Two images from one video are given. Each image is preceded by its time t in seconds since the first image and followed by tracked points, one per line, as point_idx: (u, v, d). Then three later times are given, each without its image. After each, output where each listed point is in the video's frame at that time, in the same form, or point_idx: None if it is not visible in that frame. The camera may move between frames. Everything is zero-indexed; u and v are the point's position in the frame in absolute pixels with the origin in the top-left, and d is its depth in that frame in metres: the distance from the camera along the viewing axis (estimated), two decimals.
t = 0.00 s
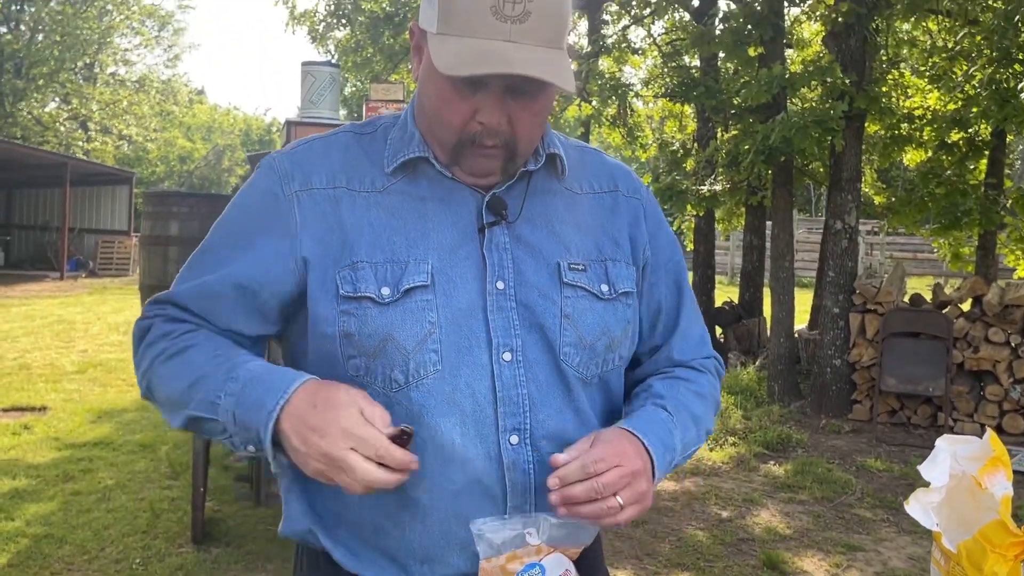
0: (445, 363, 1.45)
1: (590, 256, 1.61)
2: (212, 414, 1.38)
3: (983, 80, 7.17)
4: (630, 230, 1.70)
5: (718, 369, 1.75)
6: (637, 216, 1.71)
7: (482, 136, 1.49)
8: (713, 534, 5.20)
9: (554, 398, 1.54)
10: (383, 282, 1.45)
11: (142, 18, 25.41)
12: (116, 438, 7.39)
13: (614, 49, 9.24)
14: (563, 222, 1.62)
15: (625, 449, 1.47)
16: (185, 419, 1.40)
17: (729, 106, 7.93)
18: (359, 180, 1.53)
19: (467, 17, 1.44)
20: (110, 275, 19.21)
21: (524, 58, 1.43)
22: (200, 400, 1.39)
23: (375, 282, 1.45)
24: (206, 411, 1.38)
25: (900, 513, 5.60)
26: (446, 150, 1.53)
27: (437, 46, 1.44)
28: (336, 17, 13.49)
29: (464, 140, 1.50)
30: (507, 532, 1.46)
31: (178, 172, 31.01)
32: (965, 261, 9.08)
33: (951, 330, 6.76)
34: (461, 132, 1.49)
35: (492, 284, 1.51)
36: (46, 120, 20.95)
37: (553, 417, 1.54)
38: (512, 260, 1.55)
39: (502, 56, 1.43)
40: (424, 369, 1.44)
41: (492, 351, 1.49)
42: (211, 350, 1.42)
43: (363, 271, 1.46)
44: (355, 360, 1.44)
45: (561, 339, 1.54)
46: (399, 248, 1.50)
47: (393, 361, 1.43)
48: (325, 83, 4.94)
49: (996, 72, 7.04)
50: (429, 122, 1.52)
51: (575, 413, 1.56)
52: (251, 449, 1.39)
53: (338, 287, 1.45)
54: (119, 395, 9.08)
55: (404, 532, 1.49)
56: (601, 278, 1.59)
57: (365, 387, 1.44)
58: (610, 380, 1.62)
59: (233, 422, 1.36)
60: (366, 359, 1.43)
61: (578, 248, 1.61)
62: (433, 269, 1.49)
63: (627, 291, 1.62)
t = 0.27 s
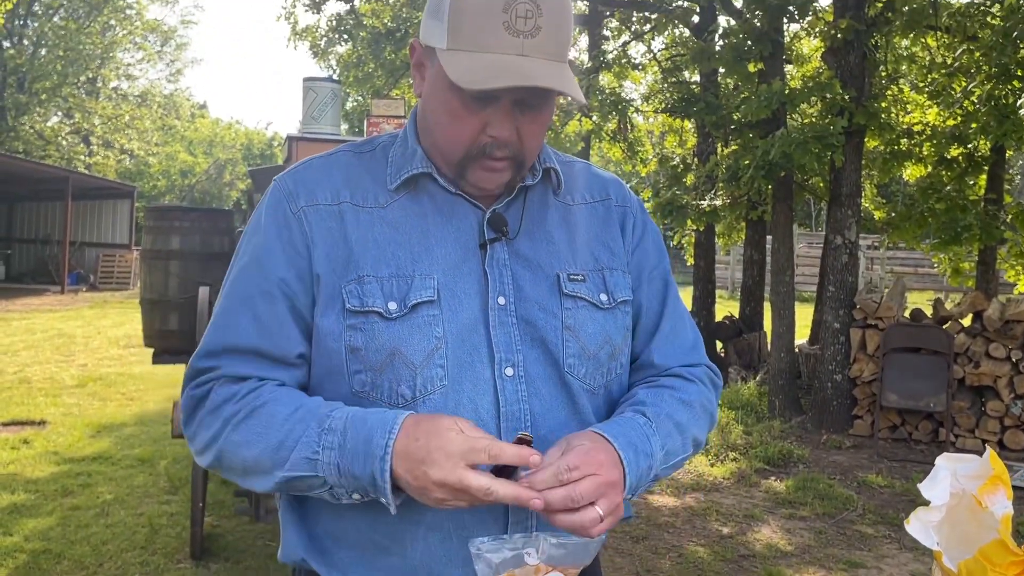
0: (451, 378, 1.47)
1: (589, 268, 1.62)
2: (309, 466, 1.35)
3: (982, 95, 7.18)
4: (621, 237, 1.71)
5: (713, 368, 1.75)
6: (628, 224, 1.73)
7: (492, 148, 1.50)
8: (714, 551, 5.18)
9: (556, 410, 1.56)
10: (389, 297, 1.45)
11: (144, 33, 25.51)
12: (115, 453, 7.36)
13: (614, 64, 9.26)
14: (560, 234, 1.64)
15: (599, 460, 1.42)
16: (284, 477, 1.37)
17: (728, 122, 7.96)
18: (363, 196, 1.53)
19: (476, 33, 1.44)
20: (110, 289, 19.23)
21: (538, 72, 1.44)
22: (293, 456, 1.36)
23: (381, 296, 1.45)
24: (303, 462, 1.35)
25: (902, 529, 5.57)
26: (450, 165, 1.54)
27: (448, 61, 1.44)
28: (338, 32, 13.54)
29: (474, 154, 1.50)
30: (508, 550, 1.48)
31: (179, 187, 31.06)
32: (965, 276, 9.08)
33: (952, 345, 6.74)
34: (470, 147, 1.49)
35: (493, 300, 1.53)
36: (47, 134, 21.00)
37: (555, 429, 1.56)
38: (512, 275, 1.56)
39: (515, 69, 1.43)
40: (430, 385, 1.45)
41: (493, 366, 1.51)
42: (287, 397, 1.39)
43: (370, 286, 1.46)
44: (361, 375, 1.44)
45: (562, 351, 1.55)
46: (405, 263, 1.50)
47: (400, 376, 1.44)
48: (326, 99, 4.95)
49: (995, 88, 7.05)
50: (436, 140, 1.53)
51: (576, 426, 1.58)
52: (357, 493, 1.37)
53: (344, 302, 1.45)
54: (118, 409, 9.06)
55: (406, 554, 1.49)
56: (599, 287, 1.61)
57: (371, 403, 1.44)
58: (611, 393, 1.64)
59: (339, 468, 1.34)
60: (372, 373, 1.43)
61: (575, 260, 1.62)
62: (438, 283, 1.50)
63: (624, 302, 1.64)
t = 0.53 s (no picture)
0: (452, 390, 1.46)
1: (590, 281, 1.62)
2: (321, 485, 1.35)
3: (979, 106, 7.20)
4: (622, 250, 1.72)
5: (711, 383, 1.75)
6: (628, 236, 1.73)
7: (495, 165, 1.50)
8: (713, 561, 5.17)
9: (556, 423, 1.56)
10: (391, 307, 1.45)
11: (144, 42, 25.56)
12: (112, 462, 7.34)
13: (613, 74, 9.29)
14: (562, 246, 1.64)
15: (610, 470, 1.44)
16: (295, 496, 1.37)
17: (727, 132, 7.99)
18: (365, 206, 1.53)
19: (484, 54, 1.44)
20: (108, 297, 19.24)
21: (546, 96, 1.44)
22: (305, 474, 1.36)
23: (383, 307, 1.45)
24: (315, 481, 1.35)
25: (901, 540, 5.56)
26: (452, 180, 1.54)
27: (454, 81, 1.43)
28: (337, 41, 13.57)
29: (477, 170, 1.50)
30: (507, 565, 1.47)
31: (178, 195, 31.06)
32: (963, 286, 9.09)
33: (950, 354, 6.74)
34: (473, 163, 1.50)
35: (493, 311, 1.53)
36: (47, 142, 21.02)
37: (555, 441, 1.55)
38: (512, 287, 1.56)
39: (522, 92, 1.42)
40: (431, 398, 1.45)
41: (494, 378, 1.50)
42: (297, 416, 1.38)
43: (372, 297, 1.45)
44: (362, 388, 1.43)
45: (562, 364, 1.55)
46: (406, 274, 1.50)
47: (401, 388, 1.43)
48: (325, 108, 4.96)
49: (992, 99, 7.07)
50: (438, 155, 1.53)
51: (576, 438, 1.58)
52: (369, 513, 1.37)
53: (345, 313, 1.44)
54: (115, 417, 9.05)
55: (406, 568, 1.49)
56: (599, 300, 1.61)
57: (372, 415, 1.44)
58: (611, 406, 1.64)
59: (353, 489, 1.34)
60: (373, 385, 1.43)
61: (576, 272, 1.63)
62: (440, 294, 1.50)
63: (625, 315, 1.64)
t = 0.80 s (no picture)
0: (448, 396, 1.46)
1: (586, 285, 1.62)
2: (320, 486, 1.35)
3: (976, 109, 7.23)
4: (619, 255, 1.72)
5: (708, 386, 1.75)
6: (624, 242, 1.74)
7: (492, 178, 1.50)
8: (710, 564, 5.17)
9: (553, 429, 1.56)
10: (387, 313, 1.45)
11: (142, 43, 25.53)
12: (108, 464, 7.32)
13: (611, 77, 9.31)
14: (559, 252, 1.64)
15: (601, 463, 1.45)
16: (291, 497, 1.36)
17: (724, 135, 8.01)
18: (361, 210, 1.53)
19: (483, 72, 1.43)
20: (105, 299, 19.22)
21: (544, 121, 1.45)
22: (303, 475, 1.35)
23: (379, 312, 1.45)
24: (314, 482, 1.35)
25: (898, 542, 5.57)
26: (451, 190, 1.54)
27: (452, 98, 1.43)
28: (335, 44, 13.57)
29: (475, 182, 1.51)
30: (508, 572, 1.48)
31: (176, 197, 31.03)
32: (960, 289, 9.11)
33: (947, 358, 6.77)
34: (471, 173, 1.50)
35: (489, 316, 1.53)
36: (44, 144, 21.00)
37: (553, 447, 1.56)
38: (508, 292, 1.56)
39: (520, 116, 1.43)
40: (428, 404, 1.45)
41: (490, 383, 1.50)
42: (295, 416, 1.38)
43: (368, 302, 1.46)
44: (359, 394, 1.43)
45: (559, 370, 1.56)
46: (403, 278, 1.50)
47: (398, 394, 1.43)
48: (323, 110, 4.96)
49: (989, 102, 7.08)
50: (434, 163, 1.53)
51: (573, 444, 1.58)
52: (366, 517, 1.36)
53: (342, 318, 1.44)
54: (112, 420, 9.04)
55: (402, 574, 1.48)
56: (595, 306, 1.61)
57: (368, 421, 1.44)
58: (607, 412, 1.64)
59: (352, 491, 1.34)
60: (370, 392, 1.43)
61: (573, 278, 1.62)
62: (436, 300, 1.50)
63: (621, 321, 1.64)
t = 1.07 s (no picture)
0: (444, 391, 1.46)
1: (581, 280, 1.62)
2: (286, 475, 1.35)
3: (972, 105, 7.23)
4: (616, 249, 1.72)
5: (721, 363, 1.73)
6: (622, 234, 1.73)
7: (489, 175, 1.50)
8: (706, 559, 5.17)
9: (548, 425, 1.56)
10: (383, 310, 1.45)
11: (137, 38, 25.43)
12: (104, 459, 7.31)
13: (608, 72, 9.30)
14: (555, 247, 1.64)
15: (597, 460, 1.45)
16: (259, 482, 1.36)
17: (721, 130, 8.00)
18: (355, 203, 1.53)
19: (482, 70, 1.43)
20: (101, 295, 19.17)
21: (545, 119, 1.44)
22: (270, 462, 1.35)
23: (374, 309, 1.45)
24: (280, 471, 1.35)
25: (893, 537, 5.58)
26: (448, 187, 1.53)
27: (451, 95, 1.43)
28: (332, 39, 13.53)
29: (471, 179, 1.50)
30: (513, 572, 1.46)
31: (172, 193, 30.95)
32: (955, 285, 9.13)
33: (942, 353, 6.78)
34: (469, 171, 1.49)
35: (484, 312, 1.53)
36: (40, 139, 20.93)
37: (547, 444, 1.56)
38: (505, 287, 1.56)
39: (519, 112, 1.43)
40: (423, 400, 1.45)
41: (485, 379, 1.50)
42: (273, 404, 1.38)
43: (363, 298, 1.46)
44: (354, 390, 1.43)
45: (554, 365, 1.56)
46: (398, 273, 1.50)
47: (393, 390, 1.44)
48: (319, 105, 4.95)
49: (985, 98, 7.09)
50: (430, 158, 1.53)
51: (569, 440, 1.59)
52: (332, 511, 1.36)
53: (337, 314, 1.44)
54: (108, 415, 9.02)
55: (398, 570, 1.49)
56: (591, 302, 1.61)
57: (362, 417, 1.44)
58: (603, 407, 1.64)
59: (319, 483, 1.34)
60: (365, 387, 1.43)
61: (568, 273, 1.62)
62: (432, 296, 1.50)
63: (616, 316, 1.64)
